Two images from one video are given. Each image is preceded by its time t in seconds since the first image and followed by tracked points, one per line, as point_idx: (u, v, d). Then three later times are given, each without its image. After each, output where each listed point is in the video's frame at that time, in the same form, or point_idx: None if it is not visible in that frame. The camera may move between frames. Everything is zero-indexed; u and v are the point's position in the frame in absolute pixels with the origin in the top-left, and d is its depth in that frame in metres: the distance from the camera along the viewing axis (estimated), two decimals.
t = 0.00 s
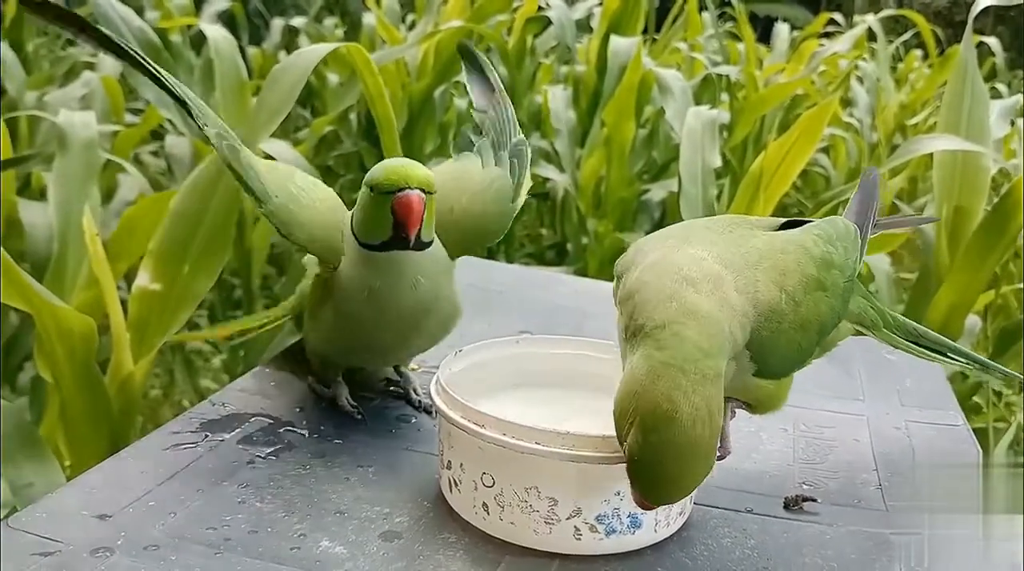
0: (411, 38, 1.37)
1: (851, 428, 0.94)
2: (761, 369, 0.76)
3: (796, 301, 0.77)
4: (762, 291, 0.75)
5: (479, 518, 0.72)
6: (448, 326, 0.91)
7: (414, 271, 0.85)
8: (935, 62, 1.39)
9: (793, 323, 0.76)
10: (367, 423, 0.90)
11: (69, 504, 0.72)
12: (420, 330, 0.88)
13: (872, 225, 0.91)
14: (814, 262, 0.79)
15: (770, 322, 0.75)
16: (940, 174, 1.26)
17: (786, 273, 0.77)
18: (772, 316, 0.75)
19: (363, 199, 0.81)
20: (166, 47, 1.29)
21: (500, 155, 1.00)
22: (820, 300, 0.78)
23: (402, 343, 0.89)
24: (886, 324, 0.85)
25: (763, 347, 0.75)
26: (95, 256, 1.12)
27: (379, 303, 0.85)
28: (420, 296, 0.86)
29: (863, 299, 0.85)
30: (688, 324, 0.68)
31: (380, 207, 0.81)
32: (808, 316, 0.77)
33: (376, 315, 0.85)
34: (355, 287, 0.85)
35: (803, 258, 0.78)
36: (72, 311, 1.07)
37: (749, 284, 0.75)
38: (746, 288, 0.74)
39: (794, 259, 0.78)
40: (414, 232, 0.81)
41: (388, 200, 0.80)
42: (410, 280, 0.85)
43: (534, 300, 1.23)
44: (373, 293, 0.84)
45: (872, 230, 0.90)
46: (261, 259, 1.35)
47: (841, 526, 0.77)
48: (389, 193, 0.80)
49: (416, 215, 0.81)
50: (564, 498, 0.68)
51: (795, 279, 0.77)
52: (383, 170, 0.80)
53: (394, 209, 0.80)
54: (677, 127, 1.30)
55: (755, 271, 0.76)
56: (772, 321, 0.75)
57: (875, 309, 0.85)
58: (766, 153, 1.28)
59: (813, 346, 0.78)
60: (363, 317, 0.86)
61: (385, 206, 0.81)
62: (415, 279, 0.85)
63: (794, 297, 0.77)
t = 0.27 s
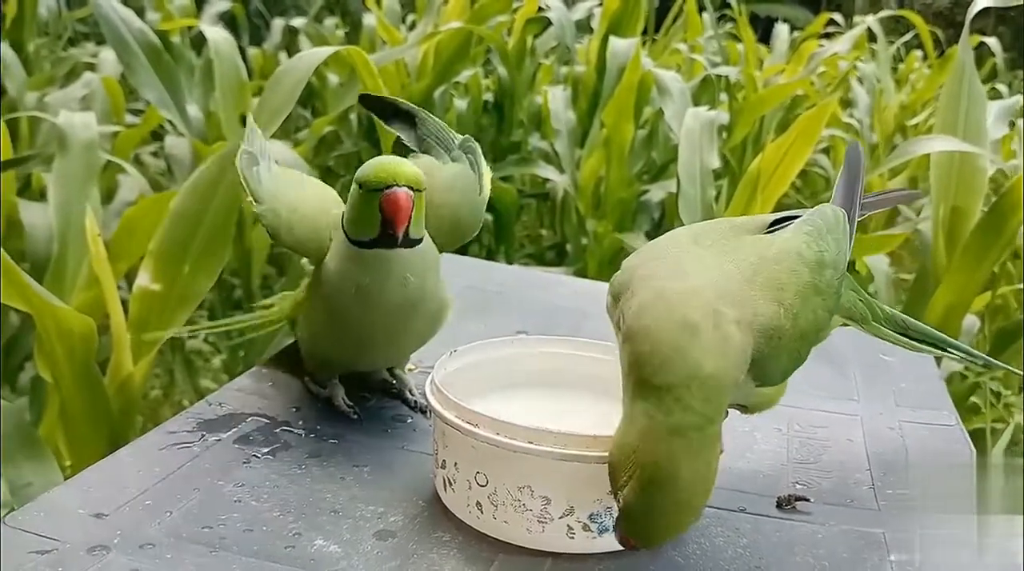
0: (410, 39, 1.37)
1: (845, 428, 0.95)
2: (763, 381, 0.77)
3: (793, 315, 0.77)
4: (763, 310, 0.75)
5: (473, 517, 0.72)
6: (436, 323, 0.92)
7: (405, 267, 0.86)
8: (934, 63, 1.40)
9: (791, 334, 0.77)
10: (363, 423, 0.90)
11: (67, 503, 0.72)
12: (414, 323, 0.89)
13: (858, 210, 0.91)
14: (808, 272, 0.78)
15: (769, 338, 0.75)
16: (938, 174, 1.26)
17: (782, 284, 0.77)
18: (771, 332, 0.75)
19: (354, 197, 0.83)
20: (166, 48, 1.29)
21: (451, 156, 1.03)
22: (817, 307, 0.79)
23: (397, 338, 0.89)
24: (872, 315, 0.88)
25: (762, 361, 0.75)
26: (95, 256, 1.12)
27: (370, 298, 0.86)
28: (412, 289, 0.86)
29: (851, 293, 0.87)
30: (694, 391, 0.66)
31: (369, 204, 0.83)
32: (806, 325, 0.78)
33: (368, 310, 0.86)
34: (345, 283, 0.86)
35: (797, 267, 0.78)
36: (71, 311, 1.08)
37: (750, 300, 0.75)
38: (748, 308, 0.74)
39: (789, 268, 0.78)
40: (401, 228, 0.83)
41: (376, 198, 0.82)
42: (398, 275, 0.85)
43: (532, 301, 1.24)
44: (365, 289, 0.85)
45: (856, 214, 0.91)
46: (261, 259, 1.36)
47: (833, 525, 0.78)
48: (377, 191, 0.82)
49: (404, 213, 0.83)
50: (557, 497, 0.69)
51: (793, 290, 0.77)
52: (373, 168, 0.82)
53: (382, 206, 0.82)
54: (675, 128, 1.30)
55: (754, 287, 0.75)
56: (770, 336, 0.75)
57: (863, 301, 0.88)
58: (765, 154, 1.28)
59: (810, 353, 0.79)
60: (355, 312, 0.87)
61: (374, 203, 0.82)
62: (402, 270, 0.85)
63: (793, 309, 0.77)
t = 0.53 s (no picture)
0: (409, 39, 1.38)
1: (839, 426, 0.95)
2: (742, 360, 0.79)
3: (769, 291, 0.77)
4: (738, 283, 0.76)
5: (468, 513, 0.73)
6: (434, 308, 0.91)
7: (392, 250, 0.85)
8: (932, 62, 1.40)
9: (767, 314, 0.77)
10: (359, 420, 0.91)
11: (63, 500, 0.73)
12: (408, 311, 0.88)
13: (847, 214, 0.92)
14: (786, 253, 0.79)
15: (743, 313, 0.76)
16: (934, 175, 1.26)
17: (758, 265, 0.78)
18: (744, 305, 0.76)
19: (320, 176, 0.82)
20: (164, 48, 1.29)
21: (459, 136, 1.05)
22: (795, 290, 0.79)
23: (393, 327, 0.89)
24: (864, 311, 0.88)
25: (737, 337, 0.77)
26: (91, 255, 1.12)
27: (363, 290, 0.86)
28: (399, 273, 0.86)
29: (844, 291, 0.86)
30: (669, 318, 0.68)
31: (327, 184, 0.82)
32: (781, 306, 0.78)
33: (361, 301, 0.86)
34: (334, 277, 0.85)
35: (775, 249, 0.79)
36: (67, 310, 1.08)
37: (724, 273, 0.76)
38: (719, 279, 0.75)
39: (765, 252, 0.79)
40: (343, 212, 0.81)
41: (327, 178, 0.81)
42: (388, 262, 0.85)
43: (529, 300, 1.24)
44: (356, 282, 0.85)
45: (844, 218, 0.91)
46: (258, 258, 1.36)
47: (827, 522, 0.78)
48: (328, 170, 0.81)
49: (347, 197, 0.80)
50: (551, 493, 0.69)
51: (768, 271, 0.78)
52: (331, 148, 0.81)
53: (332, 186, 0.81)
54: (673, 128, 1.30)
55: (728, 266, 0.77)
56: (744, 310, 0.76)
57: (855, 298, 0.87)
58: (762, 153, 1.29)
59: (792, 335, 0.80)
60: (348, 305, 0.86)
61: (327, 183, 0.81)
62: (382, 260, 0.85)
63: (767, 288, 0.77)
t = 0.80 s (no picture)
0: (407, 38, 1.38)
1: (837, 424, 0.95)
2: (729, 337, 0.77)
3: (762, 276, 0.78)
4: (731, 262, 0.77)
5: (466, 511, 0.73)
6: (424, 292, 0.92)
7: (391, 233, 0.86)
8: (930, 62, 1.41)
9: (758, 296, 0.78)
10: (357, 419, 0.91)
11: (61, 499, 0.73)
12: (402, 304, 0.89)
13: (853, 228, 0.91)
14: (781, 244, 0.80)
15: (734, 293, 0.77)
16: (931, 170, 1.26)
17: (753, 249, 0.79)
18: (736, 284, 0.77)
19: (335, 168, 0.82)
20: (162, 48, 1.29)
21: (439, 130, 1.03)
22: (788, 279, 0.80)
23: (387, 319, 0.89)
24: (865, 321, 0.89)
25: (730, 317, 0.76)
26: (90, 255, 1.12)
27: (358, 275, 0.86)
28: (395, 264, 0.87)
29: (843, 298, 0.87)
30: (661, 246, 0.67)
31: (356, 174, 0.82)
32: (773, 293, 0.79)
33: (358, 290, 0.87)
34: (331, 263, 0.86)
35: (770, 240, 0.80)
36: (67, 310, 1.08)
37: (718, 251, 0.77)
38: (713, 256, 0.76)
39: (761, 239, 0.80)
40: (387, 196, 0.83)
41: (360, 166, 0.82)
42: (384, 245, 0.85)
43: (527, 298, 1.24)
44: (353, 273, 0.86)
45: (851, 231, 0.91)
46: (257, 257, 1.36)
47: (825, 519, 0.78)
48: (363, 160, 0.82)
49: (392, 177, 0.82)
50: (549, 491, 0.69)
51: (762, 256, 0.79)
52: (350, 136, 0.81)
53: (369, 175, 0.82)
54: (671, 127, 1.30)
55: (723, 248, 0.78)
56: (735, 290, 0.77)
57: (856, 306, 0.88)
58: (761, 151, 1.28)
59: (783, 322, 0.79)
60: (344, 295, 0.87)
61: (358, 170, 0.82)
62: (385, 243, 0.85)
63: (760, 271, 0.78)
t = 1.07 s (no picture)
0: (407, 37, 1.38)
1: (837, 424, 0.95)
2: (733, 341, 0.77)
3: (768, 282, 0.78)
4: (738, 266, 0.77)
5: (467, 512, 0.73)
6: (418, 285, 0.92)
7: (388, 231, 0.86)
8: (930, 62, 1.41)
9: (765, 301, 0.78)
10: (358, 420, 0.91)
11: (62, 500, 0.73)
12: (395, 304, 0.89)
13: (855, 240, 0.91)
14: (789, 251, 0.80)
15: (740, 297, 0.76)
16: (931, 170, 1.26)
17: (764, 255, 0.79)
18: (742, 288, 0.77)
19: (336, 168, 0.82)
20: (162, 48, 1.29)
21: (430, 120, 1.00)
22: (795, 288, 0.80)
23: (382, 315, 0.89)
24: (869, 328, 0.89)
25: (733, 320, 0.76)
26: (90, 256, 1.12)
27: (353, 271, 0.86)
28: (390, 263, 0.87)
29: (848, 305, 0.87)
30: (664, 245, 0.67)
31: (356, 175, 0.82)
32: (781, 299, 0.79)
33: (352, 289, 0.87)
34: (328, 260, 0.86)
35: (779, 247, 0.80)
36: (67, 310, 1.08)
37: (725, 255, 0.77)
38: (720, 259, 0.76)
39: (772, 245, 0.80)
40: (389, 198, 0.83)
41: (361, 167, 0.82)
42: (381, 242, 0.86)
43: (527, 298, 1.24)
44: (348, 273, 0.86)
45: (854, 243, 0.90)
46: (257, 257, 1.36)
47: (826, 519, 0.78)
48: (363, 161, 0.81)
49: (393, 179, 0.82)
50: (550, 492, 0.69)
51: (773, 263, 0.79)
52: (352, 136, 0.81)
53: (369, 176, 0.82)
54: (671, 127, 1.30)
55: (731, 252, 0.77)
56: (741, 294, 0.76)
57: (859, 314, 0.88)
58: (761, 151, 1.28)
59: (789, 329, 0.79)
60: (340, 291, 0.87)
61: (360, 171, 0.82)
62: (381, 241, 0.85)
63: (768, 276, 0.78)
